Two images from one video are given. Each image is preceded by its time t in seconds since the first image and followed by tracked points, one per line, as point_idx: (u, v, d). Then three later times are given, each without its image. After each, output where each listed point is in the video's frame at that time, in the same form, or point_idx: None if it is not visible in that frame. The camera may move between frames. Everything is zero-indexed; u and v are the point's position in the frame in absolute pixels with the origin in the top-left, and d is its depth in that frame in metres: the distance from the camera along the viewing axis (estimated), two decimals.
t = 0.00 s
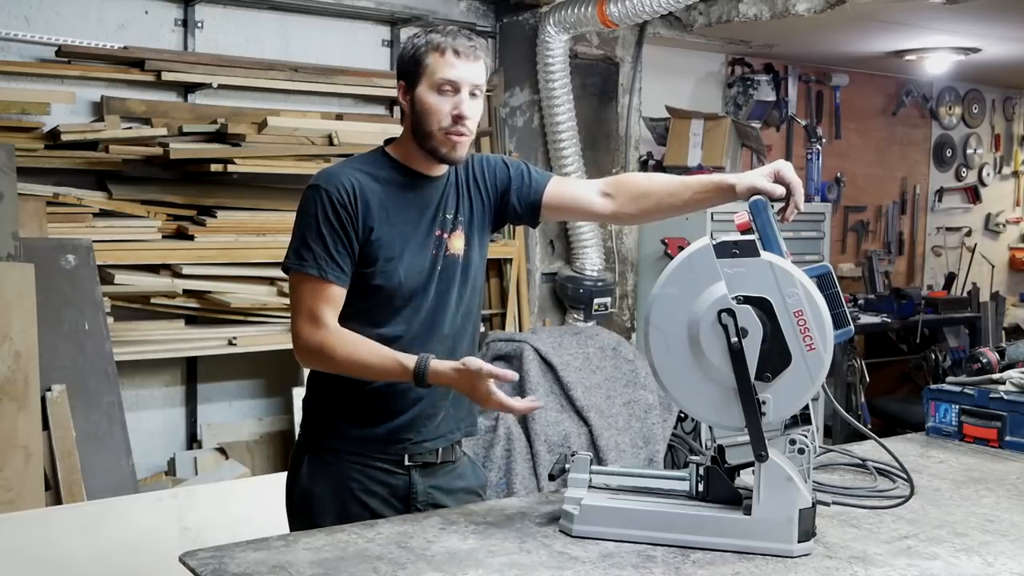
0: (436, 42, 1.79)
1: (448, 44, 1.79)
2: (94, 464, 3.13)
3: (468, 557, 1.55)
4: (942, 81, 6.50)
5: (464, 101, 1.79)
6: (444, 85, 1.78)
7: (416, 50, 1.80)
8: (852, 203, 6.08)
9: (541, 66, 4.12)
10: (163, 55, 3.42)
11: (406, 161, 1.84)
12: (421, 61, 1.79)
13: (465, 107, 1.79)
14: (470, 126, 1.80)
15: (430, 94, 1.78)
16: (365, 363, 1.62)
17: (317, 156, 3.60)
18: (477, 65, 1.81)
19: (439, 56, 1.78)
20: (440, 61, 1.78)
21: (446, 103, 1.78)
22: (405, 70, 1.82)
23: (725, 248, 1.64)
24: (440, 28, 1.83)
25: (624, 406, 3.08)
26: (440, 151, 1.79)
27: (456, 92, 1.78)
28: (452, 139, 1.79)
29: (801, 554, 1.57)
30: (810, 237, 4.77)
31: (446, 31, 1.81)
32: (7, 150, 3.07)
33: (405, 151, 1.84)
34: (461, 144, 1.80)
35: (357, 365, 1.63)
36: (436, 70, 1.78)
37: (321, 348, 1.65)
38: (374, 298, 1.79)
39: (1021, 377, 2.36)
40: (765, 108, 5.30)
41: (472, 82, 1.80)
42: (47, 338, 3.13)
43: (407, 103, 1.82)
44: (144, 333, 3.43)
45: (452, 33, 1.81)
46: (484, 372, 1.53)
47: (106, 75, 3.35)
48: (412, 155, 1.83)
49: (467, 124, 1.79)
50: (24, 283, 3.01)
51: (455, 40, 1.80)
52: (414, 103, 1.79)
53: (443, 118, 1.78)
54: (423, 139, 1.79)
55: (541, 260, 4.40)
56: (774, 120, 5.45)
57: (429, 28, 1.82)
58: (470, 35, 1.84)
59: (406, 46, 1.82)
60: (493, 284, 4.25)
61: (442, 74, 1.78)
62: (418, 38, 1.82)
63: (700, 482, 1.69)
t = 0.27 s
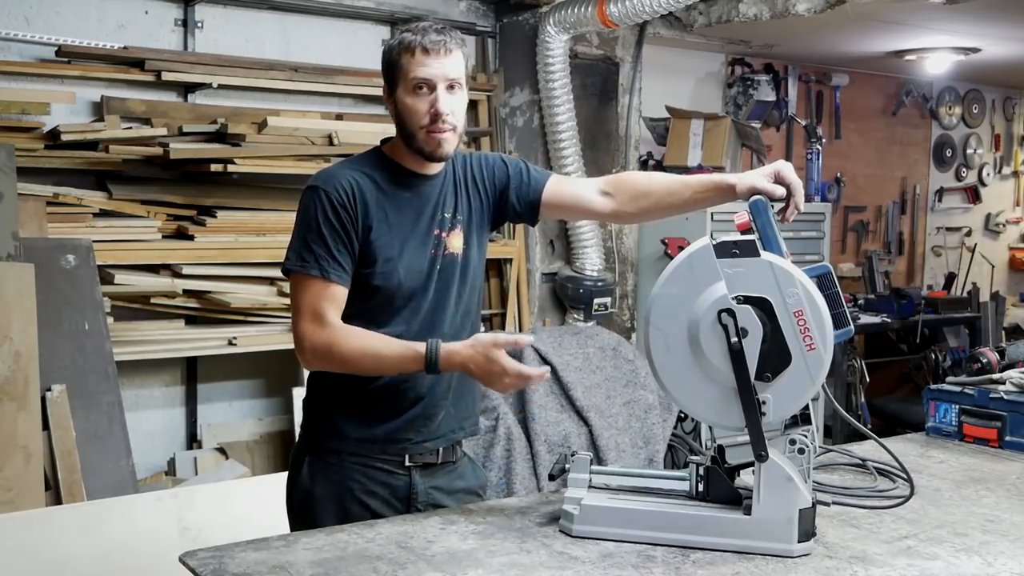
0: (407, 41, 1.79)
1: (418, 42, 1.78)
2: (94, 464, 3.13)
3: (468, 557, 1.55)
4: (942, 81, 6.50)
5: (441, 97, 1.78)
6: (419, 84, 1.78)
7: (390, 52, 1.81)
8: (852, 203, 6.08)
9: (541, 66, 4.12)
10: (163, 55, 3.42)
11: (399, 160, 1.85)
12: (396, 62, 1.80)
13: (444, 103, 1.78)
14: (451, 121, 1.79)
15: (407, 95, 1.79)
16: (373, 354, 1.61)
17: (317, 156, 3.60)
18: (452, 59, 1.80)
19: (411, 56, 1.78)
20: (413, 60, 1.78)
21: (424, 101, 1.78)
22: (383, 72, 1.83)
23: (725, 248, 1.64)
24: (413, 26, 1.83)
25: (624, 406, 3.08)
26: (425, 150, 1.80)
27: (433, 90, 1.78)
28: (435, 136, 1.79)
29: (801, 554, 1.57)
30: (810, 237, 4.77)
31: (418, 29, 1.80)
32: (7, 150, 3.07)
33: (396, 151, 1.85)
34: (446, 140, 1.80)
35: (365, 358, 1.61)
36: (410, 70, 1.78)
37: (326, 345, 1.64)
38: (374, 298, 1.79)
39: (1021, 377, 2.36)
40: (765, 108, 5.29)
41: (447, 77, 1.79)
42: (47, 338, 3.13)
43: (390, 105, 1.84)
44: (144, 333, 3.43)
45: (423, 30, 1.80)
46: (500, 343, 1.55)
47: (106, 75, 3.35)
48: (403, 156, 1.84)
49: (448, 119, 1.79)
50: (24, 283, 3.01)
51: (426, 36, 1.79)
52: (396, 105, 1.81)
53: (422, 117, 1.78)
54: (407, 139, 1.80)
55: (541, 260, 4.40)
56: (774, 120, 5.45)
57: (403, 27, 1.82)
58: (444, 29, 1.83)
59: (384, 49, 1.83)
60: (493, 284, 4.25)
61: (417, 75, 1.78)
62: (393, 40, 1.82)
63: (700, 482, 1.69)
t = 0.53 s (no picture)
0: (393, 40, 1.81)
1: (404, 40, 1.81)
2: (94, 464, 3.13)
3: (468, 557, 1.55)
4: (942, 81, 6.50)
5: (425, 93, 1.79)
6: (404, 82, 1.80)
7: (377, 51, 1.84)
8: (852, 203, 6.08)
9: (541, 66, 4.12)
10: (163, 55, 3.42)
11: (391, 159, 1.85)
12: (382, 61, 1.82)
13: (428, 99, 1.79)
14: (436, 117, 1.79)
15: (393, 93, 1.81)
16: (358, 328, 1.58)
17: (317, 156, 3.60)
18: (437, 56, 1.81)
19: (397, 54, 1.80)
20: (398, 58, 1.80)
21: (409, 98, 1.79)
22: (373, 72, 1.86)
23: (725, 248, 1.64)
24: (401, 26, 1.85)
25: (624, 406, 3.08)
26: (411, 147, 1.80)
27: (417, 86, 1.79)
28: (421, 133, 1.79)
29: (801, 554, 1.57)
30: (810, 237, 4.77)
31: (404, 29, 1.83)
32: (7, 150, 3.07)
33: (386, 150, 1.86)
34: (432, 136, 1.80)
35: (351, 335, 1.58)
36: (395, 68, 1.80)
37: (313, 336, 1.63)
38: (371, 299, 1.79)
39: (1021, 377, 2.36)
40: (765, 108, 5.29)
41: (431, 73, 1.80)
42: (47, 338, 3.13)
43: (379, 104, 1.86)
44: (144, 333, 3.43)
45: (409, 27, 1.82)
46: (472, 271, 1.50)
47: (106, 75, 3.35)
48: (393, 155, 1.85)
49: (432, 115, 1.79)
50: (24, 283, 3.01)
51: (411, 33, 1.81)
52: (383, 104, 1.83)
53: (406, 114, 1.79)
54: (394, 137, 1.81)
55: (541, 260, 4.40)
56: (774, 120, 5.45)
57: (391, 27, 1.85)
58: (431, 27, 1.85)
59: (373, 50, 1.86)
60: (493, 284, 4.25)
61: (402, 72, 1.80)
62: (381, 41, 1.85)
63: (700, 482, 1.69)
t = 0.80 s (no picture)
0: (398, 38, 1.81)
1: (409, 38, 1.80)
2: (94, 465, 3.13)
3: (468, 557, 1.55)
4: (942, 81, 6.50)
5: (429, 92, 1.78)
6: (409, 79, 1.79)
7: (381, 48, 1.83)
8: (852, 203, 6.08)
9: (541, 66, 4.12)
10: (163, 54, 3.42)
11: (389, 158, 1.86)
12: (387, 59, 1.82)
13: (432, 97, 1.78)
14: (439, 116, 1.79)
15: (396, 90, 1.80)
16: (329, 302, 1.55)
17: (317, 156, 3.60)
18: (442, 55, 1.81)
19: (403, 51, 1.80)
20: (402, 56, 1.79)
21: (412, 96, 1.79)
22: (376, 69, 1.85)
23: (725, 248, 1.64)
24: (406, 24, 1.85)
25: (624, 406, 3.08)
26: (413, 145, 1.80)
27: (421, 84, 1.79)
28: (423, 132, 1.79)
29: (801, 554, 1.57)
30: (810, 237, 4.77)
31: (411, 26, 1.82)
32: (7, 150, 3.06)
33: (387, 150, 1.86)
34: (434, 136, 1.80)
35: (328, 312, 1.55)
36: (399, 65, 1.79)
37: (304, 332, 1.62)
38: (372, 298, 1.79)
39: (1021, 377, 2.36)
40: (765, 108, 5.29)
41: (436, 72, 1.79)
42: (47, 338, 3.13)
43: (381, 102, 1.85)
44: (144, 333, 3.43)
45: (414, 26, 1.82)
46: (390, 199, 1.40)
47: (106, 75, 3.35)
48: (393, 154, 1.85)
49: (435, 115, 1.78)
50: (24, 283, 3.01)
51: (416, 32, 1.81)
52: (386, 101, 1.82)
53: (410, 112, 1.79)
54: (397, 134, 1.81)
55: (541, 260, 4.40)
56: (774, 120, 5.45)
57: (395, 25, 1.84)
58: (435, 27, 1.85)
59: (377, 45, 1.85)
60: (493, 284, 4.25)
61: (407, 69, 1.79)
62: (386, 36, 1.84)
63: (700, 482, 1.69)
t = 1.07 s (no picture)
0: (419, 37, 1.80)
1: (432, 39, 1.79)
2: (94, 465, 3.13)
3: (469, 557, 1.55)
4: (942, 81, 6.50)
5: (452, 95, 1.79)
6: (430, 80, 1.78)
7: (398, 46, 1.80)
8: (852, 203, 6.08)
9: (541, 66, 4.12)
10: (163, 54, 3.42)
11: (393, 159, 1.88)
12: (404, 58, 1.79)
13: (455, 100, 1.79)
14: (459, 120, 1.80)
15: (417, 90, 1.78)
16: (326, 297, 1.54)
17: (317, 156, 3.60)
18: (461, 58, 1.81)
19: (425, 51, 1.79)
20: (424, 56, 1.78)
21: (434, 98, 1.78)
22: (388, 67, 1.81)
23: (725, 248, 1.64)
24: (420, 23, 1.83)
25: (624, 406, 3.08)
26: (430, 146, 1.80)
27: (444, 86, 1.79)
28: (442, 134, 1.80)
29: (801, 554, 1.57)
30: (810, 237, 4.77)
31: (429, 27, 1.81)
32: (7, 150, 3.06)
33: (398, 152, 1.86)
34: (452, 139, 1.81)
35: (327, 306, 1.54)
36: (420, 65, 1.78)
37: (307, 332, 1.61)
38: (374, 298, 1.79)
39: (1021, 377, 2.36)
40: (765, 108, 5.29)
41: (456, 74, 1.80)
42: (47, 338, 3.13)
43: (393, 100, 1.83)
44: (144, 333, 3.43)
45: (433, 27, 1.82)
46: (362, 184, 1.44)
47: (106, 75, 3.35)
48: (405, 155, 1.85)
49: (456, 118, 1.80)
50: (24, 283, 3.01)
51: (437, 34, 1.80)
52: (401, 100, 1.80)
53: (432, 114, 1.78)
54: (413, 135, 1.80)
55: (541, 260, 4.40)
56: (774, 120, 5.45)
57: (410, 23, 1.82)
58: (450, 28, 1.84)
59: (390, 42, 1.82)
60: (493, 284, 4.25)
61: (429, 70, 1.78)
62: (401, 34, 1.82)
63: (700, 482, 1.69)
